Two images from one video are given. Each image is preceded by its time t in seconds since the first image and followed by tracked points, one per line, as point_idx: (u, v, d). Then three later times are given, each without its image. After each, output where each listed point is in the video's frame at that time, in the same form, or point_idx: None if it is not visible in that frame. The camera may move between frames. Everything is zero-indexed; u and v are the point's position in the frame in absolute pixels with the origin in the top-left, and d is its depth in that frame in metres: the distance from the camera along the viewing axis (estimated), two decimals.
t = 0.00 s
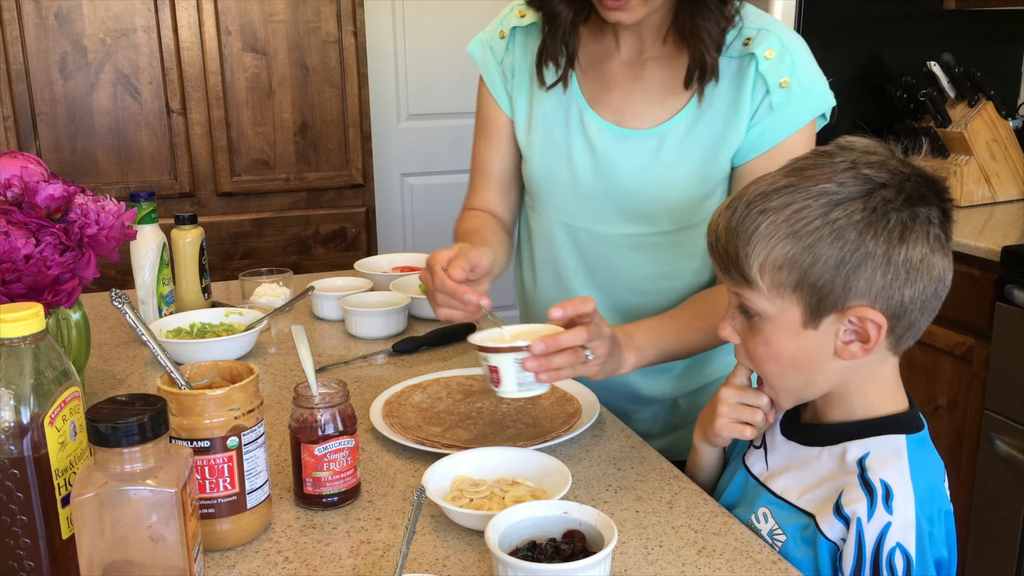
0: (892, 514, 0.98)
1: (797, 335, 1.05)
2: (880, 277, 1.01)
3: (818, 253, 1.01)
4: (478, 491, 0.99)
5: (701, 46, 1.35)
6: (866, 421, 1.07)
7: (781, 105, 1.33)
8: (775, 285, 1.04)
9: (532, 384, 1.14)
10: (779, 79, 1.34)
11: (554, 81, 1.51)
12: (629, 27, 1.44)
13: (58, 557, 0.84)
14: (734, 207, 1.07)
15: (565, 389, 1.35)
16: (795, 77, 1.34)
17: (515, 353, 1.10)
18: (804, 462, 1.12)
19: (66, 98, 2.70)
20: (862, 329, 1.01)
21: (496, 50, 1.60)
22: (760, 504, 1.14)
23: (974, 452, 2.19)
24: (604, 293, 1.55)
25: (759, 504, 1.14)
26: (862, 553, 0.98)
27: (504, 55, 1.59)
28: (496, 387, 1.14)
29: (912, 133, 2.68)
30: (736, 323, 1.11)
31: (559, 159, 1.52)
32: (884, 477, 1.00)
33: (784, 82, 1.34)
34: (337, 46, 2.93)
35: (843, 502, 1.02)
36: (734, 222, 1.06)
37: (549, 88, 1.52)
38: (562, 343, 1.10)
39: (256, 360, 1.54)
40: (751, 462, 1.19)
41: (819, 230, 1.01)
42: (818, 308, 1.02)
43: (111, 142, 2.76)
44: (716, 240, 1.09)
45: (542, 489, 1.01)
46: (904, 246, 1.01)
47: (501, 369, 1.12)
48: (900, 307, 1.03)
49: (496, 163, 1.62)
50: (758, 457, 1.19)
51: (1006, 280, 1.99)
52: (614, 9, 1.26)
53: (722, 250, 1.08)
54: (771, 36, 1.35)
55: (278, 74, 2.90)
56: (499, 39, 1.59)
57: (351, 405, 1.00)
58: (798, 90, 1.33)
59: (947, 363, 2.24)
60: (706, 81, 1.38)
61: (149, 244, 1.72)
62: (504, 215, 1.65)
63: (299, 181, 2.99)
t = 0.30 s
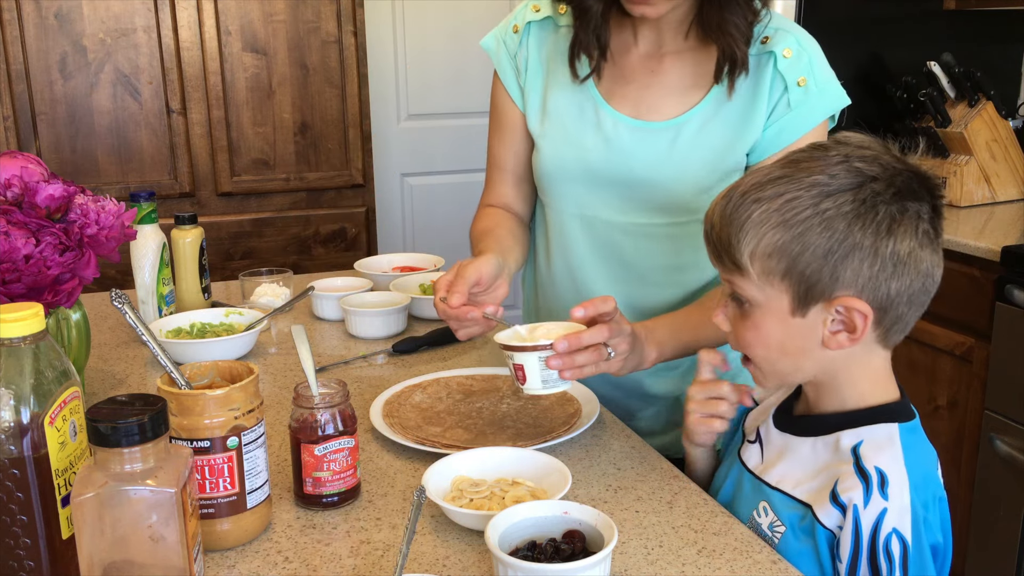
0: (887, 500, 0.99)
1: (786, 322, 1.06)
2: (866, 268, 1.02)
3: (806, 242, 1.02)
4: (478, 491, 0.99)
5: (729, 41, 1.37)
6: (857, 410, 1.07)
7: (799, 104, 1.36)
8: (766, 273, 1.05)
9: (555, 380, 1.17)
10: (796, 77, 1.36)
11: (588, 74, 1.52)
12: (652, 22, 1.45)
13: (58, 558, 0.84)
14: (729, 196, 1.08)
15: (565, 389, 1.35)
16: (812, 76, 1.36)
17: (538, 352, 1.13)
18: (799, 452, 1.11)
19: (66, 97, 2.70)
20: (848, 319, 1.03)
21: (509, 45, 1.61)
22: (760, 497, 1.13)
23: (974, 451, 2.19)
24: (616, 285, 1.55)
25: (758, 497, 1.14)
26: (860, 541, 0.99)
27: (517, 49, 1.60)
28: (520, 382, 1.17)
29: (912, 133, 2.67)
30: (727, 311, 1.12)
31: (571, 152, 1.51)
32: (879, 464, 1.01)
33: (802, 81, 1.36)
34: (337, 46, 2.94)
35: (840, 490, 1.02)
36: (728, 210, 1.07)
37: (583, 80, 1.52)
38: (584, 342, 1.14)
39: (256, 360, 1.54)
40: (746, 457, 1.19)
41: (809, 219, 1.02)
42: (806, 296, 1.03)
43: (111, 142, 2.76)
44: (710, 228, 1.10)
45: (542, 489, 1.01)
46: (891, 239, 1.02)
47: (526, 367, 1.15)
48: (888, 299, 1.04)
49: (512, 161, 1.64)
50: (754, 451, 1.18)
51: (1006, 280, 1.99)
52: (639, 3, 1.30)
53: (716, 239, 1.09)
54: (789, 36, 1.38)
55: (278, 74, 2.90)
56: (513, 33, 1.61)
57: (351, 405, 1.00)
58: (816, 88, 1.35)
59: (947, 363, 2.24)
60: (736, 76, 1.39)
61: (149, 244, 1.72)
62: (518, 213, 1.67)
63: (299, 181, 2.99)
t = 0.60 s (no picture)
0: (872, 485, 0.99)
1: (758, 313, 1.08)
2: (842, 276, 1.03)
3: (786, 243, 1.03)
4: (478, 491, 0.99)
5: (729, 38, 1.37)
6: (841, 399, 1.08)
7: (802, 103, 1.36)
8: (745, 263, 1.07)
9: (554, 379, 1.17)
10: (800, 77, 1.36)
11: (585, 70, 1.52)
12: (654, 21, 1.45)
13: (58, 558, 0.84)
14: (722, 185, 1.09)
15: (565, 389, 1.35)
16: (816, 76, 1.36)
17: (538, 350, 1.13)
18: (785, 442, 1.11)
19: (66, 97, 2.70)
20: (816, 321, 1.05)
21: (513, 42, 1.61)
22: (749, 488, 1.14)
23: (974, 451, 2.19)
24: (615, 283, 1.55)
25: (748, 489, 1.14)
26: (848, 528, 1.00)
27: (521, 46, 1.61)
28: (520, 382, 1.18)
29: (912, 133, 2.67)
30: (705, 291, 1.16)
31: (570, 146, 1.51)
32: (862, 450, 1.01)
33: (806, 80, 1.36)
34: (337, 46, 2.94)
35: (825, 478, 1.03)
36: (719, 199, 1.08)
37: (578, 76, 1.52)
38: (582, 341, 1.14)
39: (256, 360, 1.54)
40: (734, 451, 1.19)
41: (793, 221, 1.03)
42: (779, 293, 1.05)
43: (111, 142, 2.76)
44: (701, 212, 1.12)
45: (542, 489, 1.01)
46: (871, 251, 1.03)
47: (526, 366, 1.15)
48: (858, 307, 1.05)
49: (515, 159, 1.65)
50: (741, 446, 1.19)
51: (1006, 280, 1.99)
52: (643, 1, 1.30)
53: (703, 223, 1.11)
54: (793, 35, 1.38)
55: (278, 74, 2.90)
56: (517, 32, 1.61)
57: (351, 405, 1.00)
58: (819, 88, 1.36)
59: (947, 363, 2.24)
60: (735, 72, 1.39)
61: (149, 244, 1.72)
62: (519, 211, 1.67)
63: (299, 181, 2.99)
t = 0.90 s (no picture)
0: (836, 468, 1.07)
1: (728, 296, 1.14)
2: (813, 277, 1.09)
3: (766, 238, 1.08)
4: (479, 491, 0.99)
5: (721, 42, 1.37)
6: (811, 385, 1.14)
7: (803, 103, 1.36)
8: (723, 247, 1.12)
9: (583, 393, 1.14)
10: (801, 76, 1.36)
11: (585, 71, 1.52)
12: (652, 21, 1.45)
13: (58, 558, 0.84)
14: (717, 170, 1.13)
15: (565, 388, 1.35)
16: (817, 75, 1.36)
17: (567, 364, 1.11)
18: (759, 429, 1.18)
19: (66, 98, 2.70)
20: (779, 316, 1.11)
21: (511, 43, 1.62)
22: (728, 476, 1.20)
23: (974, 451, 2.19)
24: (617, 284, 1.54)
25: (727, 476, 1.20)
26: (814, 509, 1.07)
27: (520, 48, 1.62)
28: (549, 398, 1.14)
29: (913, 133, 2.67)
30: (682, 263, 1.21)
31: (570, 142, 1.52)
32: (827, 435, 1.09)
33: (807, 80, 1.36)
34: (337, 46, 2.94)
35: (792, 463, 1.10)
36: (711, 183, 1.13)
37: (577, 77, 1.52)
38: (610, 351, 1.13)
39: (256, 360, 1.54)
40: (712, 442, 1.26)
41: (777, 218, 1.07)
42: (751, 283, 1.11)
43: (110, 142, 2.76)
44: (693, 191, 1.16)
45: (542, 489, 1.01)
46: (845, 259, 1.08)
47: (554, 380, 1.13)
48: (823, 309, 1.11)
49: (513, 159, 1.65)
50: (718, 436, 1.25)
51: (1006, 280, 1.99)
52: (637, 3, 1.31)
53: (692, 201, 1.16)
54: (793, 34, 1.37)
55: (278, 74, 2.90)
56: (516, 33, 1.62)
57: (351, 405, 1.00)
58: (821, 87, 1.35)
59: (947, 363, 2.23)
60: (727, 76, 1.39)
61: (149, 244, 1.72)
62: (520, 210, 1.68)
63: (299, 181, 2.99)
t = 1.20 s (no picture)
0: (829, 465, 1.06)
1: (713, 292, 1.17)
2: (790, 264, 1.11)
3: (740, 229, 1.11)
4: (478, 491, 0.99)
5: (716, 41, 1.37)
6: (802, 381, 1.16)
7: (802, 98, 1.36)
8: (702, 246, 1.16)
9: (591, 395, 1.15)
10: (799, 72, 1.36)
11: (580, 71, 1.51)
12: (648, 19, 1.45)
13: (58, 558, 0.84)
14: (691, 171, 1.18)
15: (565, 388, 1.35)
16: (815, 70, 1.36)
17: (574, 367, 1.12)
18: (750, 427, 1.18)
19: (66, 98, 2.70)
20: (762, 307, 1.13)
21: (504, 43, 1.62)
22: (722, 474, 1.20)
23: (974, 451, 2.19)
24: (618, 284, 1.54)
25: (721, 474, 1.21)
26: (808, 507, 1.07)
27: (513, 49, 1.61)
28: (557, 401, 1.16)
29: (913, 133, 2.67)
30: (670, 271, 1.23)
31: (568, 142, 1.52)
32: (818, 433, 1.09)
33: (805, 75, 1.36)
34: (337, 46, 2.94)
35: (785, 461, 1.10)
36: (686, 183, 1.18)
37: (572, 79, 1.52)
38: (617, 353, 1.14)
39: (256, 360, 1.54)
40: (704, 439, 1.27)
41: (748, 209, 1.11)
42: (732, 276, 1.14)
43: (111, 142, 2.76)
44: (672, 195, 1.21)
45: (541, 489, 1.01)
46: (819, 243, 1.11)
47: (562, 383, 1.14)
48: (804, 297, 1.13)
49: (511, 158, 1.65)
50: (710, 434, 1.26)
51: (1006, 280, 1.98)
52: (632, 3, 1.31)
53: (671, 204, 1.20)
54: (790, 30, 1.37)
55: (278, 75, 2.90)
56: (508, 33, 1.61)
57: (351, 405, 1.00)
58: (819, 83, 1.35)
59: (947, 363, 2.23)
60: (723, 75, 1.39)
61: (149, 244, 1.72)
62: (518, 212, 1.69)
63: (299, 181, 2.99)
